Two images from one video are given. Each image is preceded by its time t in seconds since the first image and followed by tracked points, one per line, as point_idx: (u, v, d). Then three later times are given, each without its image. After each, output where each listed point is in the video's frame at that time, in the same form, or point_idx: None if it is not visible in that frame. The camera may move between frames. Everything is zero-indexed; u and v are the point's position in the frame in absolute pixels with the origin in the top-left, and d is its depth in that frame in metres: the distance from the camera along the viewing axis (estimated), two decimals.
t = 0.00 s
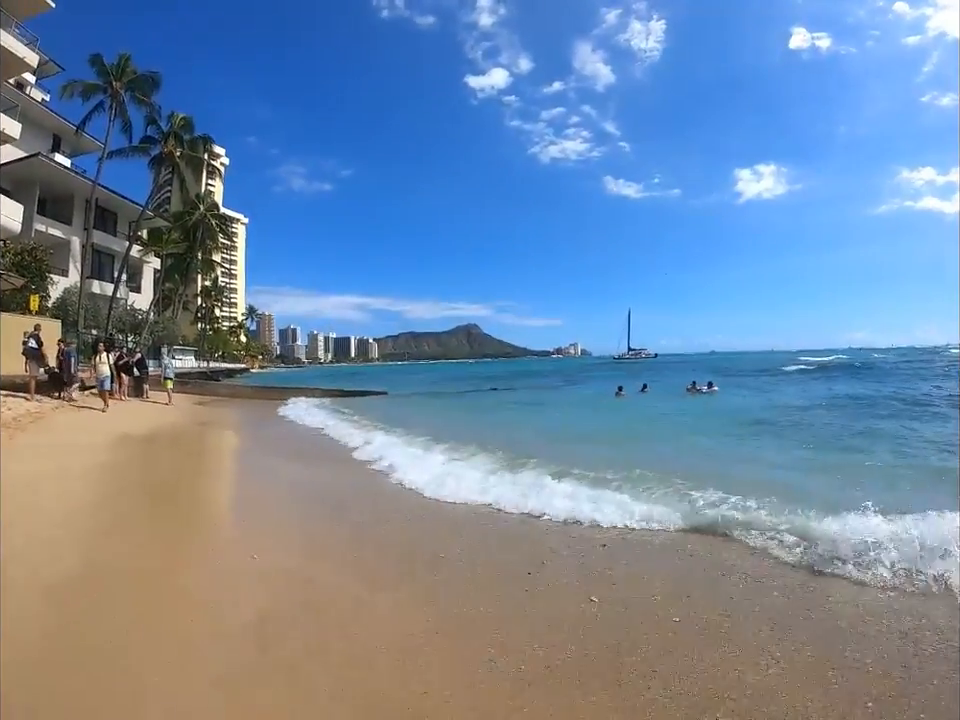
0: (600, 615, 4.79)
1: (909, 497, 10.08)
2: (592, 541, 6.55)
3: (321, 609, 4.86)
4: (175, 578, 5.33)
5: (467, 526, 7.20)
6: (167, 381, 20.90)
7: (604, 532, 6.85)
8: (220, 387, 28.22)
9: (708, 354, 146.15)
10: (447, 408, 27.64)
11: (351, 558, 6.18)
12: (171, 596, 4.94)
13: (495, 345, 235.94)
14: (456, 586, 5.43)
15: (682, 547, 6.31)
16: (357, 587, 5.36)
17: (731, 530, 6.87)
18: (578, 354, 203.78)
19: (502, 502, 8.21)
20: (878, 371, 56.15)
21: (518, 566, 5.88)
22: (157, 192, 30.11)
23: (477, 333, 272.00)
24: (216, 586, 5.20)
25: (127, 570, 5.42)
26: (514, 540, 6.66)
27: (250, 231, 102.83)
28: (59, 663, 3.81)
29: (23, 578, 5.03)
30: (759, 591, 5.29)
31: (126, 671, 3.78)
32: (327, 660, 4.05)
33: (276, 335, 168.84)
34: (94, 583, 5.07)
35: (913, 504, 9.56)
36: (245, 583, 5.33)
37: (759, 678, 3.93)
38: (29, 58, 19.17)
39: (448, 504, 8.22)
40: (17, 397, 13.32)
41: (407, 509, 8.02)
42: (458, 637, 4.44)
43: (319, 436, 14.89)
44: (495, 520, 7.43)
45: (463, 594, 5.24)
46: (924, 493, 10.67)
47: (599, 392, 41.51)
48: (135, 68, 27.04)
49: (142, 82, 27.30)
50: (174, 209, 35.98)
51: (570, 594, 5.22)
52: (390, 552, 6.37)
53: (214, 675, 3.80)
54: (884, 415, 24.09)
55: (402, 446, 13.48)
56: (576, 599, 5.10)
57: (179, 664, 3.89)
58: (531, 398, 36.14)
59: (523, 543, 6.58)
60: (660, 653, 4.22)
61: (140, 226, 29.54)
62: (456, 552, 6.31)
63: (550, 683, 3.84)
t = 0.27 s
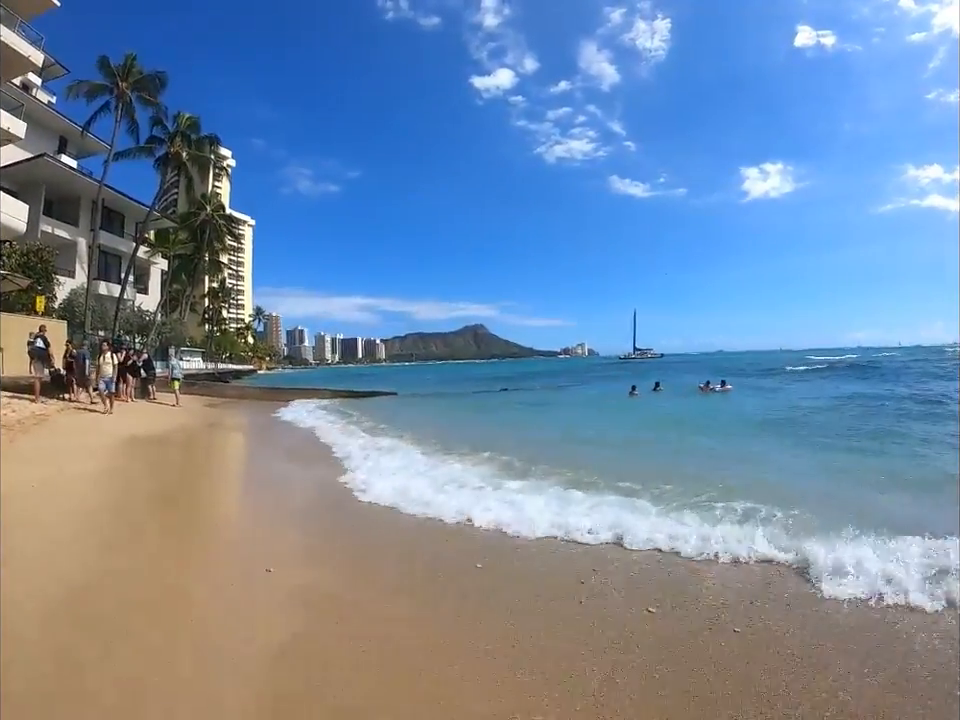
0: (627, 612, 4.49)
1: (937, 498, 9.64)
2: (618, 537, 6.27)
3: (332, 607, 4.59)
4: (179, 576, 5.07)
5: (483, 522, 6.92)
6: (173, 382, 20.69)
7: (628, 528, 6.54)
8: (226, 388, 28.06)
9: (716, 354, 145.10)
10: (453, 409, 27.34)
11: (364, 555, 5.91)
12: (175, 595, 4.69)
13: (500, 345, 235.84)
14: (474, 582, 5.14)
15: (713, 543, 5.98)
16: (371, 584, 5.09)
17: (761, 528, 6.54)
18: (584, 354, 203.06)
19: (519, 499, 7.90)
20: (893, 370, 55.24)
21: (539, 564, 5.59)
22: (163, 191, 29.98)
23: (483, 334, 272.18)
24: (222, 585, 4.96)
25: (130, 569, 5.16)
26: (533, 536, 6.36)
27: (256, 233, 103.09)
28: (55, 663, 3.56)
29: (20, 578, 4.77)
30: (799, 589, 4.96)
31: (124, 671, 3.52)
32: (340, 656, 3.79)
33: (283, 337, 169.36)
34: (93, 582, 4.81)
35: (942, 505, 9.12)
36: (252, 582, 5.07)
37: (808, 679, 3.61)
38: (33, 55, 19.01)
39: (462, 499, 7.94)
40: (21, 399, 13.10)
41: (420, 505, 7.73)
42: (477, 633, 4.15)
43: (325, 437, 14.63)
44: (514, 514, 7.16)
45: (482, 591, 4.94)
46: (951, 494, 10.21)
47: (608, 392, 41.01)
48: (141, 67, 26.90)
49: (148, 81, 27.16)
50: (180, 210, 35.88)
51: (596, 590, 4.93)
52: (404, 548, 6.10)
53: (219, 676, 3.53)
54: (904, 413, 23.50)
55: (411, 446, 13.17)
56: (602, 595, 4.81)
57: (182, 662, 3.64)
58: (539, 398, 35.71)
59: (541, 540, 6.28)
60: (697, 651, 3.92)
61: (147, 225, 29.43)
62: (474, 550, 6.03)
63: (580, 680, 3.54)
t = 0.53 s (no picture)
0: (656, 633, 4.33)
1: None
2: (639, 544, 6.10)
3: (338, 625, 4.40)
4: (189, 588, 4.88)
5: (498, 527, 6.74)
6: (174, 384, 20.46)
7: (648, 535, 6.35)
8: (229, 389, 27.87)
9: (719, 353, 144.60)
10: (458, 409, 27.08)
11: (378, 561, 5.73)
12: (184, 610, 4.49)
13: (502, 345, 235.52)
14: (494, 596, 4.98)
15: (737, 551, 5.80)
16: (386, 597, 4.91)
17: (784, 537, 6.31)
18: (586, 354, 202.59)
19: (533, 504, 7.70)
20: (900, 368, 54.75)
21: (552, 577, 5.39)
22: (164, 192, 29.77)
23: (485, 334, 271.86)
24: (233, 597, 4.76)
25: (135, 581, 4.95)
26: (551, 542, 6.20)
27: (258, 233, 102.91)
28: (54, 700, 3.33)
29: (20, 591, 4.56)
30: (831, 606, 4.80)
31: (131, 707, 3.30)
32: (362, 686, 3.62)
33: (285, 337, 169.19)
34: (96, 597, 4.59)
35: None
36: (257, 592, 4.87)
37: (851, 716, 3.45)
38: (33, 53, 18.76)
39: (475, 504, 7.76)
40: (22, 402, 12.87)
41: (433, 509, 7.56)
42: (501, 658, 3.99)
43: (328, 439, 14.39)
44: (530, 519, 6.99)
45: (504, 607, 4.78)
46: None
47: (613, 391, 40.67)
48: (142, 67, 26.69)
49: (149, 81, 26.95)
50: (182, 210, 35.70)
51: (620, 608, 4.77)
52: (418, 555, 5.92)
53: (232, 709, 3.32)
54: (916, 412, 23.17)
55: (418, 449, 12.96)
56: (628, 612, 4.65)
57: (194, 694, 3.44)
58: (543, 398, 35.42)
59: (560, 547, 6.11)
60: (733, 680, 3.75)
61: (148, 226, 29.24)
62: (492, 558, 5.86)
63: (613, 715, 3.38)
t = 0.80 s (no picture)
0: (670, 632, 4.21)
1: None
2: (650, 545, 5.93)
3: (338, 622, 4.26)
4: (188, 586, 4.74)
5: (503, 526, 6.58)
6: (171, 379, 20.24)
7: (660, 536, 6.18)
8: (226, 384, 27.66)
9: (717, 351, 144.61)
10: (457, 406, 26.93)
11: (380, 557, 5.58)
12: (189, 609, 4.35)
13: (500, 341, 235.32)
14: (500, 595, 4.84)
15: (748, 551, 5.68)
16: (390, 595, 4.77)
17: (795, 538, 6.16)
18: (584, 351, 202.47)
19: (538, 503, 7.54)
20: (899, 367, 54.70)
21: (558, 573, 5.24)
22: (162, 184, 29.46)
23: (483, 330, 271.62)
24: (239, 596, 4.63)
25: (134, 579, 4.80)
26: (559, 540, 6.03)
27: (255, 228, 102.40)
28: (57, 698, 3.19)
29: (18, 589, 4.40)
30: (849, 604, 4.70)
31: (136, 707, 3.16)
32: (373, 687, 3.50)
33: (282, 333, 168.70)
34: (96, 597, 4.43)
35: None
36: (257, 590, 4.72)
37: (874, 715, 3.34)
38: (28, 42, 18.42)
39: (478, 501, 7.59)
40: (16, 397, 12.64)
41: (436, 506, 7.38)
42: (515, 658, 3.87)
43: (327, 435, 14.21)
44: (536, 517, 6.83)
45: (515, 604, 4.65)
46: None
47: (611, 389, 40.50)
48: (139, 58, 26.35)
49: (147, 72, 26.62)
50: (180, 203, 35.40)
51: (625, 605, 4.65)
52: (423, 553, 5.79)
53: (235, 712, 3.17)
54: (917, 411, 23.08)
55: (418, 447, 12.75)
56: (633, 610, 4.53)
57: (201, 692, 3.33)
58: (542, 395, 35.28)
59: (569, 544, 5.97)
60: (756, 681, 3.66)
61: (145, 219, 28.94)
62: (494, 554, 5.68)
63: (630, 716, 3.26)
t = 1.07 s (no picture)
0: (683, 626, 4.05)
1: None
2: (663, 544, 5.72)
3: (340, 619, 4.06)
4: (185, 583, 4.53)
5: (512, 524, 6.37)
6: (169, 377, 19.98)
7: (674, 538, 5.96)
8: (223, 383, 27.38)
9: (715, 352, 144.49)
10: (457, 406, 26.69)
11: (384, 553, 5.38)
12: (187, 607, 4.15)
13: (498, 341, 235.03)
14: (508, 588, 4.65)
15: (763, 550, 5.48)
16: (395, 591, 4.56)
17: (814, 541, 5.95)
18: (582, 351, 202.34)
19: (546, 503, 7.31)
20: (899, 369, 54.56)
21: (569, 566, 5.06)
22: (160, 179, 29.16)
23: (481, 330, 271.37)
24: (238, 594, 4.42)
25: (128, 577, 4.60)
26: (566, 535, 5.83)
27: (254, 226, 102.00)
28: (44, 700, 2.98)
29: (5, 589, 4.18)
30: (872, 603, 4.52)
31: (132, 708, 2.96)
32: (385, 683, 3.31)
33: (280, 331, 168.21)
34: (87, 596, 4.21)
35: None
36: (256, 589, 4.51)
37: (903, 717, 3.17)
38: (25, 33, 18.13)
39: (481, 500, 7.40)
40: (10, 395, 12.40)
41: (439, 505, 7.18)
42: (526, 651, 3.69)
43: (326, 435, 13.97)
44: (542, 516, 6.63)
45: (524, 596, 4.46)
46: None
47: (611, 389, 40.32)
48: (138, 52, 26.06)
49: (145, 66, 26.32)
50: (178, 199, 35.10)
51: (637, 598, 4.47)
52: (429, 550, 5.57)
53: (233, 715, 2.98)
54: (920, 413, 22.92)
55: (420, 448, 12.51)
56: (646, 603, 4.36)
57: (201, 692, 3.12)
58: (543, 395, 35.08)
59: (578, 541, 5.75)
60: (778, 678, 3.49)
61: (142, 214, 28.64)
62: (500, 551, 5.49)
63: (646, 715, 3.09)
